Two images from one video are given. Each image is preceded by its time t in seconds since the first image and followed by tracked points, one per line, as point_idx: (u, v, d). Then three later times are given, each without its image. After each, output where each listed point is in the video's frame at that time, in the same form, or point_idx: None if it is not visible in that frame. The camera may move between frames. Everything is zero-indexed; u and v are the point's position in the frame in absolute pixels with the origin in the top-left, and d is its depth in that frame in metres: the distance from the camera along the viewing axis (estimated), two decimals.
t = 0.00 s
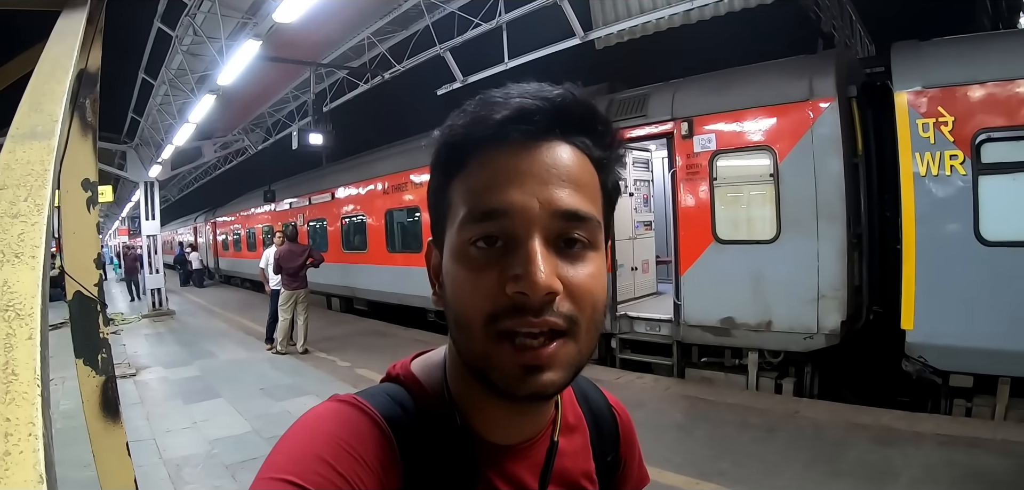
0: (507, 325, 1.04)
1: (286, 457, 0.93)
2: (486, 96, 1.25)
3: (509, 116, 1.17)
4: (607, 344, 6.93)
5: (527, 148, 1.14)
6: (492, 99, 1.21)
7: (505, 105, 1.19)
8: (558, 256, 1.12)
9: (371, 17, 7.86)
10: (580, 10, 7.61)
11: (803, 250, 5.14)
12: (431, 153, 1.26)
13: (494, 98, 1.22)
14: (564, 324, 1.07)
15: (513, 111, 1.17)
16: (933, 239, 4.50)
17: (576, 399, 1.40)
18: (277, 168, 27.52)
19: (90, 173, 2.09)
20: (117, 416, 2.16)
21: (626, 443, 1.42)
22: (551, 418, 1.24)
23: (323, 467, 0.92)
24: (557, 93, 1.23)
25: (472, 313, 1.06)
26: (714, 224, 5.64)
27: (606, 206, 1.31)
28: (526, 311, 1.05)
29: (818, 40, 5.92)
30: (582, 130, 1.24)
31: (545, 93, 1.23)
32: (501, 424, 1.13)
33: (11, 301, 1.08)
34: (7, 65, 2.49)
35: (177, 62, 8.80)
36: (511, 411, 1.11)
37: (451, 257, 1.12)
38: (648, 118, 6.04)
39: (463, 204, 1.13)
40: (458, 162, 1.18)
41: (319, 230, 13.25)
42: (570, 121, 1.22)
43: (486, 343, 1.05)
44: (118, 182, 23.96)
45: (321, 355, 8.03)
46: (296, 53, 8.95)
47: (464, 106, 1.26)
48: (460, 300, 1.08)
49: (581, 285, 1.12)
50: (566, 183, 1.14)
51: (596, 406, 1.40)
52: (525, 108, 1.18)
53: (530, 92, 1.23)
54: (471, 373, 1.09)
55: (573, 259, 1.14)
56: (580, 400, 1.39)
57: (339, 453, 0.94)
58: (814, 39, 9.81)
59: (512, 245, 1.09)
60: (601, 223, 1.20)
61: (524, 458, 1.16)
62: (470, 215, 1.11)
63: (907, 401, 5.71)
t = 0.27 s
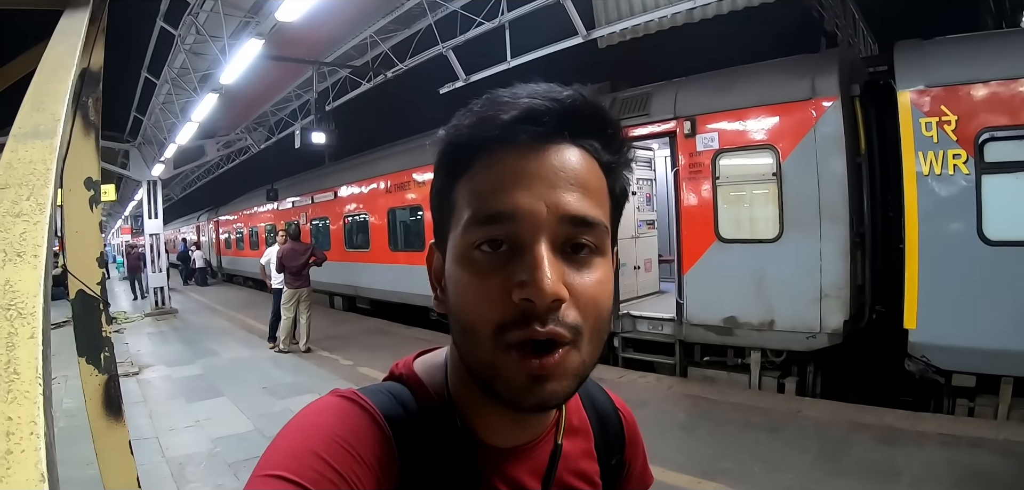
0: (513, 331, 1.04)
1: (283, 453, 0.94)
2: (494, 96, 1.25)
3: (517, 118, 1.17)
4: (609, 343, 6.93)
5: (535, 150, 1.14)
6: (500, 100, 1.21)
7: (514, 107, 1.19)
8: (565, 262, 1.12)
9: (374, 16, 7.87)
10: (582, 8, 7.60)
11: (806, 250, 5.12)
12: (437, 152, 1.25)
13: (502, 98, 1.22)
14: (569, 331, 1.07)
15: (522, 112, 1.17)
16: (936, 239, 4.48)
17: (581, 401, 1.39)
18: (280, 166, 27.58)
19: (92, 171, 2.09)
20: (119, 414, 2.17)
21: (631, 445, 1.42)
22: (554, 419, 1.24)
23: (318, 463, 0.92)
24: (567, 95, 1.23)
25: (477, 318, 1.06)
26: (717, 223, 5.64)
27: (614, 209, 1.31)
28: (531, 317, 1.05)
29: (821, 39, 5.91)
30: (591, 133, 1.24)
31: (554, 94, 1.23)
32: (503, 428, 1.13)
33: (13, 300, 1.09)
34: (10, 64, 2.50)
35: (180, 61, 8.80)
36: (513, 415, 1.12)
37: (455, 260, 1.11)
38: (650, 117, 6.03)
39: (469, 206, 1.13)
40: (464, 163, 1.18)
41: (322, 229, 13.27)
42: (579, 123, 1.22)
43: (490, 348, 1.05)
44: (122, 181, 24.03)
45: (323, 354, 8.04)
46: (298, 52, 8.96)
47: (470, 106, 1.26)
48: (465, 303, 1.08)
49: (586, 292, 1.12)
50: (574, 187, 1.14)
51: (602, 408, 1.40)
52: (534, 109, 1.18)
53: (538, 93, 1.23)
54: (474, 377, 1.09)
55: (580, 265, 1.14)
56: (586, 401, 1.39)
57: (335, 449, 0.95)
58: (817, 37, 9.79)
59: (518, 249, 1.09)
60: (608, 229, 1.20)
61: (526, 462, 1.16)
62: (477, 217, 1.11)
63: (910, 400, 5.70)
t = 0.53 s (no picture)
0: (509, 328, 1.04)
1: (283, 452, 0.94)
2: (495, 94, 1.25)
3: (517, 115, 1.17)
4: (610, 343, 6.93)
5: (534, 148, 1.14)
6: (501, 97, 1.21)
7: (514, 105, 1.19)
8: (562, 260, 1.12)
9: (374, 15, 7.87)
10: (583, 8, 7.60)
11: (807, 249, 5.12)
12: (437, 149, 1.25)
13: (503, 96, 1.22)
14: (565, 329, 1.07)
15: (522, 110, 1.17)
16: (937, 239, 4.48)
17: (581, 398, 1.39)
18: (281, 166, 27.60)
19: (93, 170, 2.09)
20: (120, 413, 2.17)
21: (630, 442, 1.42)
22: (553, 416, 1.24)
23: (319, 462, 0.92)
24: (568, 94, 1.23)
25: (474, 315, 1.06)
26: (717, 222, 5.63)
27: (613, 208, 1.31)
28: (527, 314, 1.05)
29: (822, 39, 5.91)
30: (591, 131, 1.24)
31: (554, 93, 1.23)
32: (502, 423, 1.13)
33: (15, 297, 1.09)
34: (9, 63, 2.50)
35: (181, 60, 8.80)
36: (510, 411, 1.12)
37: (453, 256, 1.12)
38: (650, 116, 6.03)
39: (468, 202, 1.13)
40: (464, 160, 1.18)
41: (322, 228, 13.27)
42: (579, 122, 1.21)
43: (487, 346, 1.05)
44: (122, 180, 24.04)
45: (324, 353, 8.04)
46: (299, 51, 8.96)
47: (471, 103, 1.26)
48: (462, 300, 1.08)
49: (583, 290, 1.13)
50: (572, 185, 1.14)
51: (602, 405, 1.40)
52: (534, 108, 1.18)
53: (539, 91, 1.23)
54: (471, 373, 1.09)
55: (577, 264, 1.14)
56: (586, 398, 1.39)
57: (336, 448, 0.95)
58: (818, 37, 9.78)
59: (516, 246, 1.09)
60: (606, 227, 1.20)
61: (525, 458, 1.16)
62: (475, 214, 1.11)
63: (910, 400, 5.71)
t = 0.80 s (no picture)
0: (514, 324, 1.04)
1: (287, 453, 0.93)
2: (497, 91, 1.24)
3: (520, 113, 1.16)
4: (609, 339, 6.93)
5: (538, 145, 1.14)
6: (503, 95, 1.21)
7: (516, 102, 1.18)
8: (567, 256, 1.12)
9: (370, 12, 7.85)
10: (580, 4, 7.58)
11: (805, 245, 5.13)
12: (439, 146, 1.24)
13: (505, 94, 1.21)
14: (570, 325, 1.07)
15: (525, 107, 1.17)
16: (934, 233, 4.49)
17: (582, 395, 1.39)
18: (277, 164, 27.53)
19: (89, 170, 2.08)
20: (118, 413, 2.16)
21: (632, 438, 1.42)
22: (556, 413, 1.24)
23: (324, 463, 0.92)
24: (570, 91, 1.22)
25: (479, 311, 1.06)
26: (715, 218, 5.64)
27: (614, 205, 1.31)
28: (533, 310, 1.04)
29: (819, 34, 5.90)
30: (594, 129, 1.24)
31: (557, 90, 1.23)
32: (505, 420, 1.13)
33: (10, 298, 1.08)
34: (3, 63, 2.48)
35: (176, 59, 8.76)
36: (514, 408, 1.12)
37: (457, 253, 1.11)
38: (647, 112, 6.02)
39: (472, 199, 1.13)
40: (467, 157, 1.17)
41: (319, 226, 13.25)
42: (582, 119, 1.21)
43: (492, 342, 1.05)
44: (118, 179, 23.96)
45: (322, 351, 8.03)
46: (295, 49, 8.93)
47: (472, 100, 1.25)
48: (467, 297, 1.08)
49: (588, 286, 1.12)
50: (577, 182, 1.14)
51: (603, 401, 1.40)
52: (538, 105, 1.17)
53: (541, 88, 1.23)
54: (475, 371, 1.09)
55: (582, 259, 1.14)
56: (587, 395, 1.39)
57: (341, 449, 0.94)
58: (815, 32, 9.78)
59: (520, 242, 1.09)
60: (609, 223, 1.20)
61: (528, 455, 1.16)
62: (479, 209, 1.11)
63: (908, 395, 5.73)
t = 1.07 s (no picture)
0: (520, 319, 1.04)
1: (291, 454, 0.93)
2: (505, 88, 1.23)
3: (529, 110, 1.16)
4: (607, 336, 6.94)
5: (546, 142, 1.13)
6: (513, 92, 1.20)
7: (526, 99, 1.17)
8: (574, 253, 1.12)
9: (366, 10, 7.82)
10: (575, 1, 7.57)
11: (802, 240, 5.13)
12: (447, 142, 1.24)
13: (514, 90, 1.21)
14: (576, 321, 1.07)
15: (534, 104, 1.16)
16: (932, 228, 4.50)
17: (583, 391, 1.39)
18: (274, 163, 27.47)
19: (85, 171, 2.07)
20: (117, 414, 2.15)
21: (632, 434, 1.42)
22: (558, 410, 1.24)
23: (329, 463, 0.92)
24: (579, 89, 1.22)
25: (486, 306, 1.05)
26: (712, 214, 5.64)
27: (619, 203, 1.31)
28: (539, 306, 1.04)
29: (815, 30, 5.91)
30: (601, 126, 1.23)
31: (566, 88, 1.22)
32: (509, 417, 1.13)
33: (6, 299, 1.08)
34: None
35: (172, 58, 8.72)
36: (518, 405, 1.12)
37: (464, 248, 1.11)
38: (644, 109, 6.02)
39: (479, 195, 1.12)
40: (475, 153, 1.16)
41: (316, 225, 13.23)
42: (590, 117, 1.21)
43: (498, 338, 1.05)
44: (114, 179, 23.87)
45: (321, 350, 8.02)
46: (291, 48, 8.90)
47: (481, 96, 1.24)
48: (474, 292, 1.07)
49: (595, 283, 1.12)
50: (584, 179, 1.13)
51: (603, 397, 1.40)
52: (546, 102, 1.16)
53: (550, 86, 1.22)
54: (481, 367, 1.09)
55: (589, 256, 1.14)
56: (587, 391, 1.39)
57: (345, 450, 0.94)
58: (811, 29, 9.78)
59: (528, 238, 1.09)
60: (615, 221, 1.20)
61: (531, 452, 1.16)
62: (487, 205, 1.10)
63: (905, 389, 5.75)
